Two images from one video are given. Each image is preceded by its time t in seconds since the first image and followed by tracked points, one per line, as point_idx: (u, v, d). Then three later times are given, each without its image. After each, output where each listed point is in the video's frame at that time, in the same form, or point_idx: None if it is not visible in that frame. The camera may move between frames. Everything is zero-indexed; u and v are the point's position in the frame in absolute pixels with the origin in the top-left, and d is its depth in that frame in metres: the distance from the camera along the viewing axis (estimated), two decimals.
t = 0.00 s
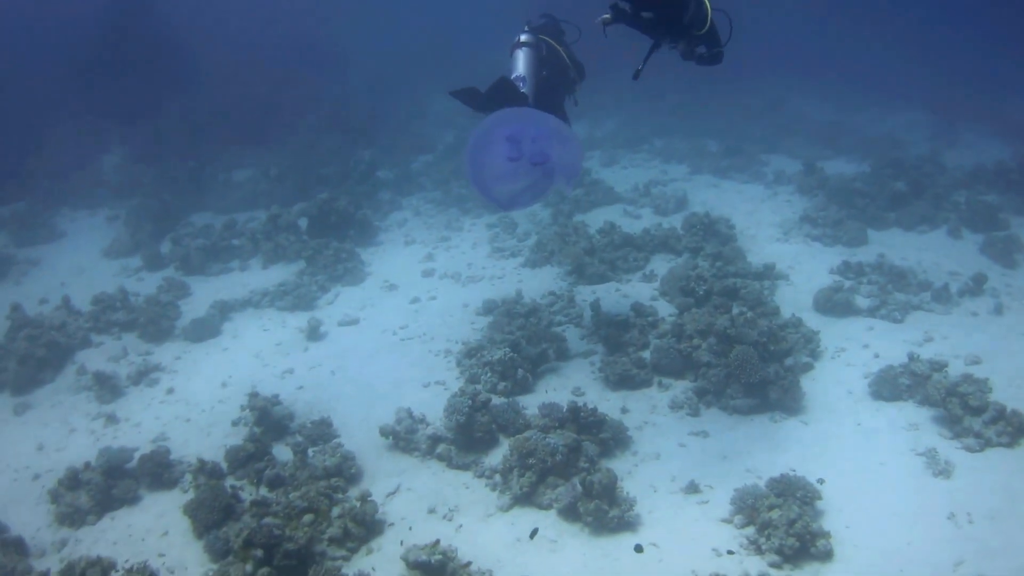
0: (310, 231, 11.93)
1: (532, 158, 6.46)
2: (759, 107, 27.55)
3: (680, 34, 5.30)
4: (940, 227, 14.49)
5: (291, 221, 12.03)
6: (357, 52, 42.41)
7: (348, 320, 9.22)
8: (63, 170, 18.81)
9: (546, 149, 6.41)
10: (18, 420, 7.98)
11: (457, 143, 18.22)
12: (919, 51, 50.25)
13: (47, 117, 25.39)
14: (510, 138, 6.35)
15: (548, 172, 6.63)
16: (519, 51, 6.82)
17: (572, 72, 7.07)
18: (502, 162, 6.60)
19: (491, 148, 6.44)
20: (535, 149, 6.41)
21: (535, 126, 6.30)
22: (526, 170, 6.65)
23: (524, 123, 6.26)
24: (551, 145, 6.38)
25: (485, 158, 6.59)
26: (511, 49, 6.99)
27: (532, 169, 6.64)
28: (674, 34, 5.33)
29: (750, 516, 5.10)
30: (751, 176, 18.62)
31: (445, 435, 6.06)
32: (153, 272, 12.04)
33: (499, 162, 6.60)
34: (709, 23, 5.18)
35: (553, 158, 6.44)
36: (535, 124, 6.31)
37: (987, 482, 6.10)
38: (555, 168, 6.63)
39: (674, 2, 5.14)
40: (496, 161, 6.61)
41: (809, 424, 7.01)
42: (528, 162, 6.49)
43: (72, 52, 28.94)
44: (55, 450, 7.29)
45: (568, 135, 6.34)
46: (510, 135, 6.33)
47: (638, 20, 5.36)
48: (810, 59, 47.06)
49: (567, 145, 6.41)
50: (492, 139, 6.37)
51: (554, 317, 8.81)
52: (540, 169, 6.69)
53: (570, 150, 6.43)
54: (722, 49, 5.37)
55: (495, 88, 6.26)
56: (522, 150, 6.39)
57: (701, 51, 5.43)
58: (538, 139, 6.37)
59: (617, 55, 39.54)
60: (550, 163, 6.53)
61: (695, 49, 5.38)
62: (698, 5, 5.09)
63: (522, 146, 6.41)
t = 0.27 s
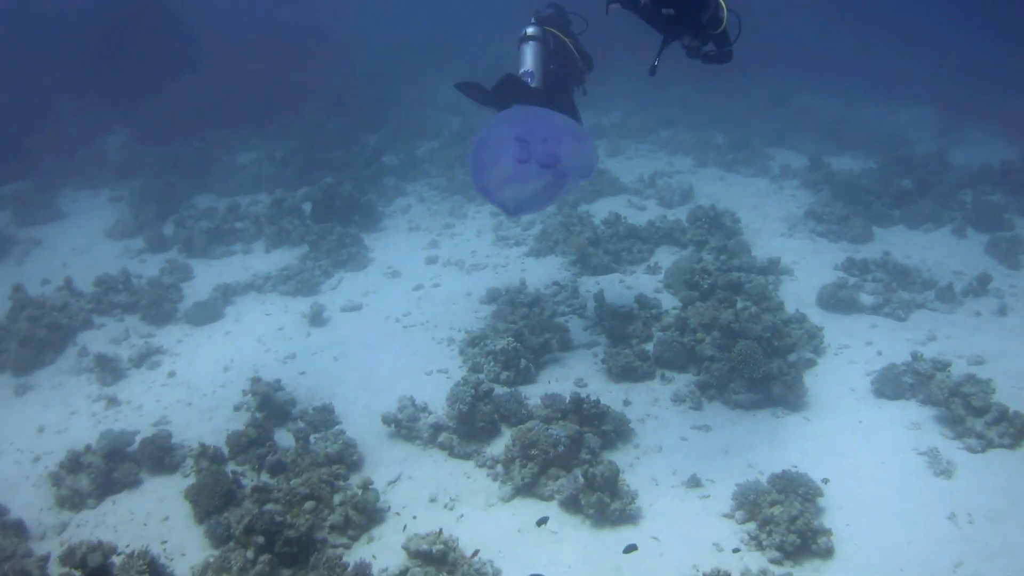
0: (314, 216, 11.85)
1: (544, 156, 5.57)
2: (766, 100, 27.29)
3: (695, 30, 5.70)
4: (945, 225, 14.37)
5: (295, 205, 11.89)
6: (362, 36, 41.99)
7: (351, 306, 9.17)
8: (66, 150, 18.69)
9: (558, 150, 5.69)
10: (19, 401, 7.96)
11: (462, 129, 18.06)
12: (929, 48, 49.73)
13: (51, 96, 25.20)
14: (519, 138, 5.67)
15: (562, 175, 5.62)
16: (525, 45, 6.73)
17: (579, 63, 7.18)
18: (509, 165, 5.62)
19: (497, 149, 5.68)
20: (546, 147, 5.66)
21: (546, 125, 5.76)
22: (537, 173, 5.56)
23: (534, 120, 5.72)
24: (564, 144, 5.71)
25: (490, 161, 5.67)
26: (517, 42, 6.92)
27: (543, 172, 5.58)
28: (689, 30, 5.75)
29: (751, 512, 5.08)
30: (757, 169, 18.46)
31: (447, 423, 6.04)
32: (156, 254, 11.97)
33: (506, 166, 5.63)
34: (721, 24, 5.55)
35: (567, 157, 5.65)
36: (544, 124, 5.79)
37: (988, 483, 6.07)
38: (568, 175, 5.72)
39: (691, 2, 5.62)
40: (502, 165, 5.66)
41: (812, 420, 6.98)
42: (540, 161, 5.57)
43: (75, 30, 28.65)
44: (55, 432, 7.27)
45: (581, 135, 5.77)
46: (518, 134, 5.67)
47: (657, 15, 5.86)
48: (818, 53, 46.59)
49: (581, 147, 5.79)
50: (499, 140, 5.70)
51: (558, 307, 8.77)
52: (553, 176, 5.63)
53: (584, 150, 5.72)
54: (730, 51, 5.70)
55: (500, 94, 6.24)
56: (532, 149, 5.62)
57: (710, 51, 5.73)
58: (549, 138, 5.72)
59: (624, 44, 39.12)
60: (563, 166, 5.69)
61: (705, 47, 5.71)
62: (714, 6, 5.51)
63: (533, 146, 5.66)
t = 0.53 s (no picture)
0: (318, 200, 11.78)
1: (543, 162, 4.58)
2: (772, 92, 27.01)
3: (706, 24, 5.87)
4: (949, 222, 14.26)
5: (296, 190, 11.94)
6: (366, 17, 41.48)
7: (353, 291, 9.13)
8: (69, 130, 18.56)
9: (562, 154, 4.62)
10: (20, 382, 7.95)
11: (467, 114, 17.88)
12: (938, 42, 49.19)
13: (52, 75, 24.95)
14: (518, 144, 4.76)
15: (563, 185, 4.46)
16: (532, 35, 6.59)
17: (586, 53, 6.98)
18: (504, 179, 4.71)
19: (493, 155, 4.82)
20: (547, 152, 4.63)
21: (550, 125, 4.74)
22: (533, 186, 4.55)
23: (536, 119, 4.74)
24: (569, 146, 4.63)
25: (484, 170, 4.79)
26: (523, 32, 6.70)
27: (541, 183, 4.56)
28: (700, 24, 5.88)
29: (751, 506, 5.08)
30: (762, 161, 18.28)
31: (448, 411, 6.03)
32: (158, 236, 11.91)
33: (500, 181, 4.72)
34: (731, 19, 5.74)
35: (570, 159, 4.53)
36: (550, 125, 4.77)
37: (988, 482, 6.04)
38: (575, 183, 4.57)
39: None
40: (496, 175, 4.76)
41: (813, 416, 6.95)
42: (538, 169, 4.58)
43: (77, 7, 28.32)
44: (56, 414, 7.25)
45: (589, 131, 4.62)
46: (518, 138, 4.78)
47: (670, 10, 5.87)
48: (826, 45, 46.07)
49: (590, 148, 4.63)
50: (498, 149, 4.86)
51: (561, 297, 8.72)
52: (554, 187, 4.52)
53: (591, 148, 4.54)
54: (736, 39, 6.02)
55: (499, 97, 6.68)
56: (529, 154, 4.65)
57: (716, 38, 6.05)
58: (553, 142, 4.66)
59: (630, 31, 38.67)
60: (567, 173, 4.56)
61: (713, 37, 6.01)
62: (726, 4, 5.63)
63: (531, 153, 4.68)
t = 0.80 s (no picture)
0: (321, 187, 11.70)
1: (542, 162, 5.56)
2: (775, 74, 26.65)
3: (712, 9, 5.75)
4: (955, 204, 14.04)
5: (301, 178, 11.69)
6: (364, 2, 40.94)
7: (358, 279, 9.08)
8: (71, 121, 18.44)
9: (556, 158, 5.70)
10: (28, 375, 7.95)
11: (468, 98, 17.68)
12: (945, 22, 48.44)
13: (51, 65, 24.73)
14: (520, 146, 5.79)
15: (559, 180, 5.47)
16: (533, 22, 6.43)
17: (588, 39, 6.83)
18: (509, 175, 5.67)
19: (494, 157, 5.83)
20: (544, 154, 5.67)
21: (546, 135, 5.90)
22: (533, 180, 5.53)
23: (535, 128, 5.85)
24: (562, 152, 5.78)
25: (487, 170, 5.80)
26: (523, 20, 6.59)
27: (541, 179, 5.54)
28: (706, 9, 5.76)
29: (761, 491, 5.06)
30: (766, 143, 18.03)
31: (456, 399, 6.02)
32: (162, 226, 11.85)
33: (505, 177, 5.69)
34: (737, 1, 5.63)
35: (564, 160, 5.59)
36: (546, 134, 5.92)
37: (997, 465, 5.99)
38: (567, 180, 5.63)
39: None
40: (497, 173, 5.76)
41: (820, 399, 6.91)
42: (538, 168, 5.56)
43: None
44: (63, 407, 7.25)
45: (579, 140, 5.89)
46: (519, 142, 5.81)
47: None
48: (830, 26, 45.41)
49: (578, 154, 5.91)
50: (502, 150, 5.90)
51: (566, 282, 8.67)
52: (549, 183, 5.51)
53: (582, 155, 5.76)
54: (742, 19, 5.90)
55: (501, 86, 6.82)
56: (529, 155, 5.68)
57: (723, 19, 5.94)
58: (550, 146, 5.77)
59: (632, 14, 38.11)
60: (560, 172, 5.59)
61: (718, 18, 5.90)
62: None
63: (532, 154, 5.70)
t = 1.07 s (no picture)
0: (322, 163, 11.52)
1: (540, 155, 5.82)
2: (780, 43, 26.06)
3: None
4: (957, 174, 13.58)
5: (302, 153, 11.70)
6: None
7: (361, 255, 8.97)
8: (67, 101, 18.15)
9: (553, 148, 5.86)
10: (33, 358, 7.93)
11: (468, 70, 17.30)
12: None
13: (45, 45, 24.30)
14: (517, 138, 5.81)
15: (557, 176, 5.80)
16: None
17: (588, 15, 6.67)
18: (508, 169, 5.88)
19: (492, 147, 5.87)
20: (541, 147, 5.83)
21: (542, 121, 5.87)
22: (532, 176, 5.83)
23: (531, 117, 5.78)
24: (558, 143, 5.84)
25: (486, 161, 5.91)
26: None
27: (539, 174, 5.84)
28: None
29: (767, 464, 5.06)
30: (767, 113, 17.52)
31: (462, 375, 5.99)
32: (163, 205, 11.69)
33: (504, 170, 5.89)
34: None
35: (561, 156, 5.79)
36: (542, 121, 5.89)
37: (1004, 436, 5.94)
38: (564, 173, 5.92)
39: None
40: (496, 165, 5.92)
41: (826, 371, 6.87)
42: (536, 161, 5.83)
43: None
44: (69, 390, 7.24)
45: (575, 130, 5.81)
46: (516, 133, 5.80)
47: None
48: None
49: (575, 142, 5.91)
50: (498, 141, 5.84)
51: (570, 256, 8.58)
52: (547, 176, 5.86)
53: (577, 146, 5.86)
54: None
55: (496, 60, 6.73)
56: (527, 150, 5.82)
57: None
58: (547, 137, 5.82)
59: None
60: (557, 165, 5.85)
61: None
62: None
63: (530, 147, 5.84)
